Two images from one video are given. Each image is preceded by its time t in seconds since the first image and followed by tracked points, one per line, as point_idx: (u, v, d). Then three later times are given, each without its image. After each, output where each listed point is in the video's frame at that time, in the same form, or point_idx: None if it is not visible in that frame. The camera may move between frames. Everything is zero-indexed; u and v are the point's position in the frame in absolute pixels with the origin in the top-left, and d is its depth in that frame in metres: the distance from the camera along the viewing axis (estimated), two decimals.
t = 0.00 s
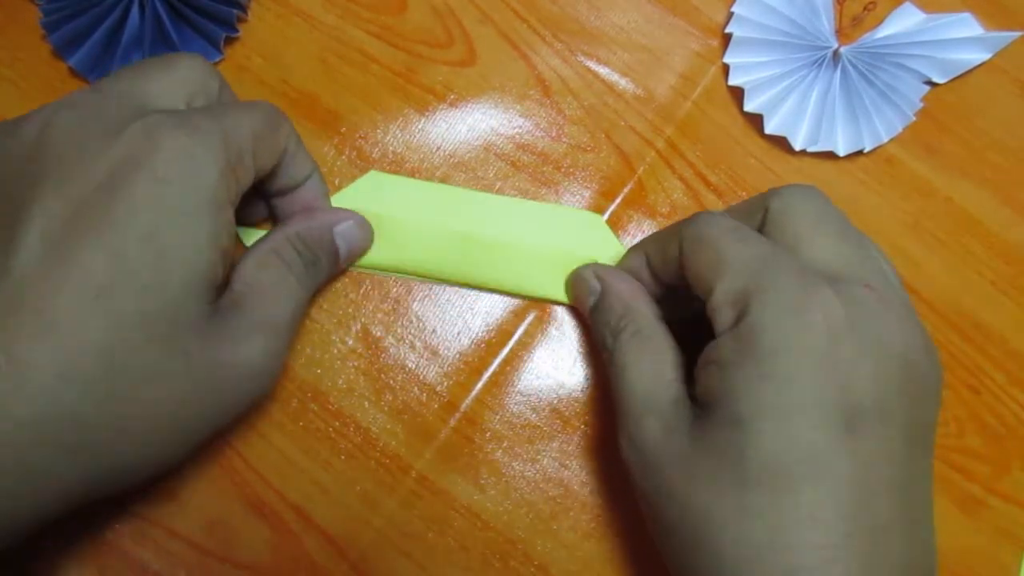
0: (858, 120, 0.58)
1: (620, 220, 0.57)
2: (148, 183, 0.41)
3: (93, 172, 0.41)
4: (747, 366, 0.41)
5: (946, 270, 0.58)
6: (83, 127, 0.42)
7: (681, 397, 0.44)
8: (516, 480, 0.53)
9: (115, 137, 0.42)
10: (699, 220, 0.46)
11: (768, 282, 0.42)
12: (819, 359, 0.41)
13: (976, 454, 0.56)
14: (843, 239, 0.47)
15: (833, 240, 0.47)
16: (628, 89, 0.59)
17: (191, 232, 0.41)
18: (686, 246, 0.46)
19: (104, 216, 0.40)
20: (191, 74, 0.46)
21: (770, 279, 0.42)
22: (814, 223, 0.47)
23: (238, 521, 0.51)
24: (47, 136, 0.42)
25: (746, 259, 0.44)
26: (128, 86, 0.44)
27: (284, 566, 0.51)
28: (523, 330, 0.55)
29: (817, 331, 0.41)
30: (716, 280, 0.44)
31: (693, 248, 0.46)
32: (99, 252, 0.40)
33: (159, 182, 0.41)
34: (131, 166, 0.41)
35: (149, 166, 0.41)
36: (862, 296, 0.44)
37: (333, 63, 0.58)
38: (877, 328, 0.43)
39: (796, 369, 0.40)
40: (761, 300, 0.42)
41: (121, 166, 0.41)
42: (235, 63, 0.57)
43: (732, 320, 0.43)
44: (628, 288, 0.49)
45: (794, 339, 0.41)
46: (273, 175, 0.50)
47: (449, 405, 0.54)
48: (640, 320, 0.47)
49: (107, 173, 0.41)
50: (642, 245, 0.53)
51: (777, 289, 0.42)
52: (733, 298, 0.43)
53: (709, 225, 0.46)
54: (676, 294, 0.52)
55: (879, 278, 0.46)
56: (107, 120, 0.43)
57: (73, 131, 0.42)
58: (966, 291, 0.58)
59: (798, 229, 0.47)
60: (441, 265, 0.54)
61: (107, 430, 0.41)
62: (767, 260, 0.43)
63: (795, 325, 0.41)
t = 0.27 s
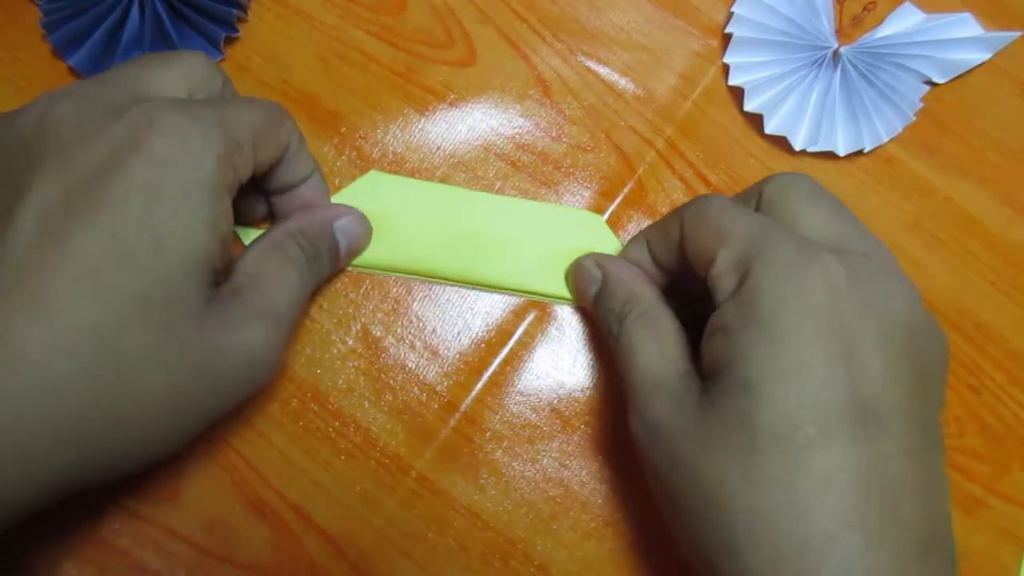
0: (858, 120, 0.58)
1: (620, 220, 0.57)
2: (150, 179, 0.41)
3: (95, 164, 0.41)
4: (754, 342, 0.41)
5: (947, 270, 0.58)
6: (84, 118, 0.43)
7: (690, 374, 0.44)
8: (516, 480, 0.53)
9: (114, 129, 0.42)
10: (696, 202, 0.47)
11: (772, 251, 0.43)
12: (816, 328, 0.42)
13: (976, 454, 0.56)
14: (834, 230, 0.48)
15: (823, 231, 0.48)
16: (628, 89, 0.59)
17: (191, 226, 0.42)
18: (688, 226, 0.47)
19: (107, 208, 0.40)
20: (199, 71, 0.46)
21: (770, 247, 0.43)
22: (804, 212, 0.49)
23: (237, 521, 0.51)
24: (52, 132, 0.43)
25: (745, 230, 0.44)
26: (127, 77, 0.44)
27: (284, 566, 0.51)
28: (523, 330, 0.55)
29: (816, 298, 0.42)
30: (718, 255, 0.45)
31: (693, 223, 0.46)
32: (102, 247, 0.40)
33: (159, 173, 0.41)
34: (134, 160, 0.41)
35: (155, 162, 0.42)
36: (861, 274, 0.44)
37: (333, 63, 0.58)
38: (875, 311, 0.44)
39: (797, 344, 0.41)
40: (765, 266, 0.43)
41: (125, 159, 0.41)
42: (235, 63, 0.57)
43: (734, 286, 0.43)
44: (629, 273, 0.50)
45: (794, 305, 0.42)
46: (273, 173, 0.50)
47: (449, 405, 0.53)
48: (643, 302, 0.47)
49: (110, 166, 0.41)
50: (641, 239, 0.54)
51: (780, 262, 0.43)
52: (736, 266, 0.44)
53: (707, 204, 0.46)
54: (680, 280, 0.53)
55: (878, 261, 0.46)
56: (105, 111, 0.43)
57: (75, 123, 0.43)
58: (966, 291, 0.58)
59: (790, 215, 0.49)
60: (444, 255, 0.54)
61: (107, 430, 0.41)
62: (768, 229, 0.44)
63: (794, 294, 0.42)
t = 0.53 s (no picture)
0: (858, 120, 0.58)
1: (620, 220, 0.57)
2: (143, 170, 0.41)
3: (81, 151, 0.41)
4: (754, 335, 0.41)
5: (947, 270, 0.58)
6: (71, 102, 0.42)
7: (695, 362, 0.44)
8: (516, 480, 0.53)
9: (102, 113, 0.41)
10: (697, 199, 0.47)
11: (772, 243, 0.43)
12: (819, 320, 0.42)
13: (976, 454, 0.56)
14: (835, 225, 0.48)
15: (825, 225, 0.48)
16: (628, 89, 0.59)
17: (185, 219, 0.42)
18: (690, 221, 0.47)
19: (100, 199, 0.40)
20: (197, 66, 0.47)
21: (772, 240, 0.43)
22: (805, 208, 0.49)
23: (237, 521, 0.51)
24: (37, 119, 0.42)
25: (746, 224, 0.45)
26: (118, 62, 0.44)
27: (284, 566, 0.51)
28: (523, 329, 0.55)
29: (818, 290, 0.42)
30: (720, 250, 0.45)
31: (695, 218, 0.47)
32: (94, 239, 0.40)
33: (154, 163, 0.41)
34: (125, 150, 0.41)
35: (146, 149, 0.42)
36: (864, 265, 0.44)
37: (333, 63, 0.58)
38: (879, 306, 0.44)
39: (800, 339, 0.41)
40: (766, 258, 0.43)
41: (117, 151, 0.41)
42: (235, 63, 0.57)
43: (740, 276, 0.44)
44: (629, 269, 0.50)
45: (797, 297, 0.42)
46: (266, 160, 0.50)
47: (449, 405, 0.53)
48: (645, 298, 0.48)
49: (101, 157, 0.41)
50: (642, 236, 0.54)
51: (781, 256, 0.43)
52: (738, 258, 0.44)
53: (707, 199, 0.47)
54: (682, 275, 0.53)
55: (882, 253, 0.46)
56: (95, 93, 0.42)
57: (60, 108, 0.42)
58: (966, 292, 0.58)
59: (790, 209, 0.49)
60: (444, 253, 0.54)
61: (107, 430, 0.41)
62: (769, 221, 0.44)
63: (796, 287, 0.42)
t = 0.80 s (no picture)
0: (858, 120, 0.58)
1: (620, 220, 0.57)
2: (139, 169, 0.41)
3: (76, 148, 0.40)
4: (754, 332, 0.41)
5: (947, 270, 0.58)
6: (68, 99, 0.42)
7: (693, 360, 0.45)
8: (516, 480, 0.53)
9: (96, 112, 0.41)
10: (696, 198, 0.48)
11: (770, 240, 0.43)
12: (819, 318, 0.42)
13: (976, 454, 0.56)
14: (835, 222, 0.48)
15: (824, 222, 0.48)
16: (628, 89, 0.59)
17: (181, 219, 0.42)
18: (689, 220, 0.48)
19: (95, 197, 0.40)
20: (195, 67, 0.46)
21: (770, 236, 0.43)
22: (803, 205, 0.49)
23: (237, 521, 0.51)
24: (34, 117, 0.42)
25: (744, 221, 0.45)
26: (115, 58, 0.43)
27: (284, 566, 0.51)
28: (523, 330, 0.55)
29: (817, 288, 0.42)
30: (719, 247, 0.45)
31: (694, 217, 0.47)
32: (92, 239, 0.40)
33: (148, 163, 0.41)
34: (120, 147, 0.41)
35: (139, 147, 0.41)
36: (863, 263, 0.45)
37: (333, 63, 0.58)
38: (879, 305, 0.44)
39: (800, 337, 0.41)
40: (764, 255, 0.43)
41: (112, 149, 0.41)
42: (235, 63, 0.57)
43: (737, 274, 0.44)
44: (628, 267, 0.50)
45: (795, 295, 0.42)
46: (258, 161, 0.51)
47: (449, 405, 0.54)
48: (643, 296, 0.48)
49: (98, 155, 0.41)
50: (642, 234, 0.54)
51: (780, 253, 0.43)
52: (735, 256, 0.44)
53: (706, 198, 0.47)
54: (681, 273, 0.53)
55: (881, 251, 0.46)
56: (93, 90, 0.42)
57: (55, 104, 0.42)
58: (966, 292, 0.58)
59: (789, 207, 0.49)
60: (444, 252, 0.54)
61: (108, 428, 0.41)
62: (768, 219, 0.44)
63: (795, 284, 0.42)
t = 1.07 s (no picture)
0: (858, 120, 0.58)
1: (620, 220, 0.57)
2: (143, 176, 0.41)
3: (81, 155, 0.40)
4: (753, 327, 0.41)
5: (947, 270, 0.58)
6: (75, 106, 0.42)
7: (691, 352, 0.45)
8: (516, 480, 0.53)
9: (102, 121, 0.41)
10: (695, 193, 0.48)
11: (769, 234, 0.43)
12: (818, 312, 0.42)
13: (976, 454, 0.56)
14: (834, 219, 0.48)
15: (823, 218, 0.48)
16: (628, 89, 0.59)
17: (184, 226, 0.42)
18: (688, 214, 0.48)
19: (97, 202, 0.40)
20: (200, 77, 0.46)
21: (766, 232, 0.43)
22: (802, 201, 0.49)
23: (237, 521, 0.51)
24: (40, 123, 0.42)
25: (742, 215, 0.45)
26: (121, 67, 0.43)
27: (284, 566, 0.51)
28: (524, 329, 0.55)
29: (816, 281, 0.42)
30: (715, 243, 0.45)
31: (692, 211, 0.47)
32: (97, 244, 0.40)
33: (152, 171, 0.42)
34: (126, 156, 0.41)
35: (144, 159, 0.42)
36: (863, 256, 0.44)
37: (333, 63, 0.58)
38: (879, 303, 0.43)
39: (798, 334, 0.41)
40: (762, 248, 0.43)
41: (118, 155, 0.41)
42: (234, 63, 0.57)
43: (732, 268, 0.44)
44: (628, 264, 0.50)
45: (794, 288, 0.42)
46: (261, 165, 0.51)
47: (449, 405, 0.54)
48: (643, 292, 0.48)
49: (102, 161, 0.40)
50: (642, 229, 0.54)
51: (778, 250, 0.43)
52: (732, 249, 0.44)
53: (704, 193, 0.47)
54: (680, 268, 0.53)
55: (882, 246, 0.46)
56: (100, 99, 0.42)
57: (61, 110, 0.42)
58: (966, 292, 0.58)
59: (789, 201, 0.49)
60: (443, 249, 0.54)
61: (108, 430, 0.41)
62: (766, 212, 0.44)
63: (794, 278, 0.42)
